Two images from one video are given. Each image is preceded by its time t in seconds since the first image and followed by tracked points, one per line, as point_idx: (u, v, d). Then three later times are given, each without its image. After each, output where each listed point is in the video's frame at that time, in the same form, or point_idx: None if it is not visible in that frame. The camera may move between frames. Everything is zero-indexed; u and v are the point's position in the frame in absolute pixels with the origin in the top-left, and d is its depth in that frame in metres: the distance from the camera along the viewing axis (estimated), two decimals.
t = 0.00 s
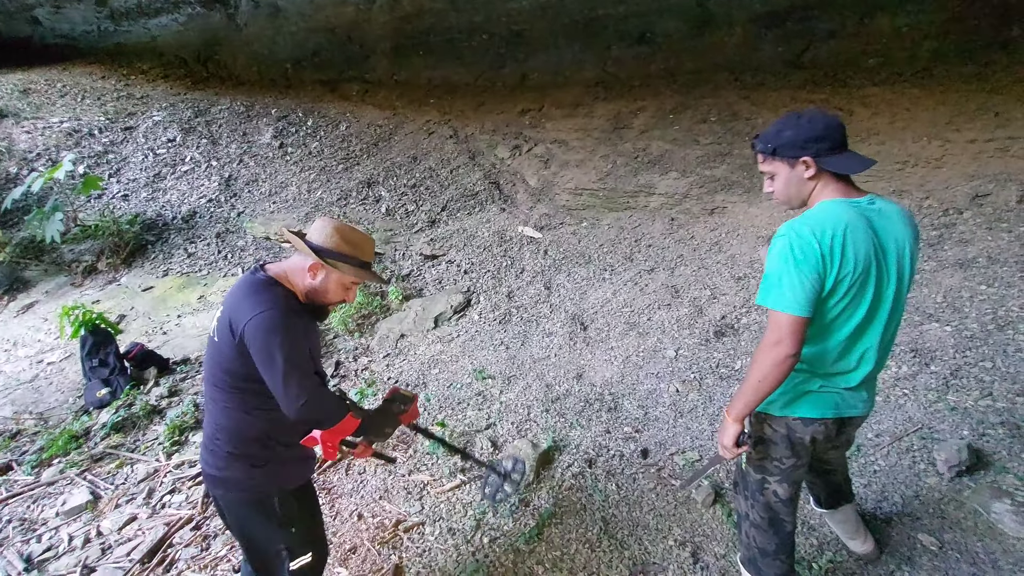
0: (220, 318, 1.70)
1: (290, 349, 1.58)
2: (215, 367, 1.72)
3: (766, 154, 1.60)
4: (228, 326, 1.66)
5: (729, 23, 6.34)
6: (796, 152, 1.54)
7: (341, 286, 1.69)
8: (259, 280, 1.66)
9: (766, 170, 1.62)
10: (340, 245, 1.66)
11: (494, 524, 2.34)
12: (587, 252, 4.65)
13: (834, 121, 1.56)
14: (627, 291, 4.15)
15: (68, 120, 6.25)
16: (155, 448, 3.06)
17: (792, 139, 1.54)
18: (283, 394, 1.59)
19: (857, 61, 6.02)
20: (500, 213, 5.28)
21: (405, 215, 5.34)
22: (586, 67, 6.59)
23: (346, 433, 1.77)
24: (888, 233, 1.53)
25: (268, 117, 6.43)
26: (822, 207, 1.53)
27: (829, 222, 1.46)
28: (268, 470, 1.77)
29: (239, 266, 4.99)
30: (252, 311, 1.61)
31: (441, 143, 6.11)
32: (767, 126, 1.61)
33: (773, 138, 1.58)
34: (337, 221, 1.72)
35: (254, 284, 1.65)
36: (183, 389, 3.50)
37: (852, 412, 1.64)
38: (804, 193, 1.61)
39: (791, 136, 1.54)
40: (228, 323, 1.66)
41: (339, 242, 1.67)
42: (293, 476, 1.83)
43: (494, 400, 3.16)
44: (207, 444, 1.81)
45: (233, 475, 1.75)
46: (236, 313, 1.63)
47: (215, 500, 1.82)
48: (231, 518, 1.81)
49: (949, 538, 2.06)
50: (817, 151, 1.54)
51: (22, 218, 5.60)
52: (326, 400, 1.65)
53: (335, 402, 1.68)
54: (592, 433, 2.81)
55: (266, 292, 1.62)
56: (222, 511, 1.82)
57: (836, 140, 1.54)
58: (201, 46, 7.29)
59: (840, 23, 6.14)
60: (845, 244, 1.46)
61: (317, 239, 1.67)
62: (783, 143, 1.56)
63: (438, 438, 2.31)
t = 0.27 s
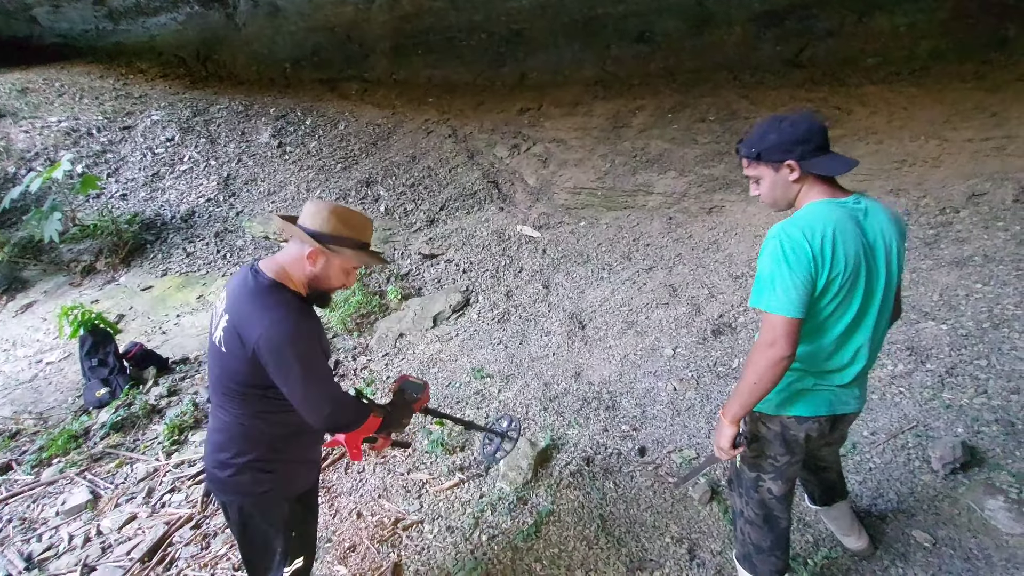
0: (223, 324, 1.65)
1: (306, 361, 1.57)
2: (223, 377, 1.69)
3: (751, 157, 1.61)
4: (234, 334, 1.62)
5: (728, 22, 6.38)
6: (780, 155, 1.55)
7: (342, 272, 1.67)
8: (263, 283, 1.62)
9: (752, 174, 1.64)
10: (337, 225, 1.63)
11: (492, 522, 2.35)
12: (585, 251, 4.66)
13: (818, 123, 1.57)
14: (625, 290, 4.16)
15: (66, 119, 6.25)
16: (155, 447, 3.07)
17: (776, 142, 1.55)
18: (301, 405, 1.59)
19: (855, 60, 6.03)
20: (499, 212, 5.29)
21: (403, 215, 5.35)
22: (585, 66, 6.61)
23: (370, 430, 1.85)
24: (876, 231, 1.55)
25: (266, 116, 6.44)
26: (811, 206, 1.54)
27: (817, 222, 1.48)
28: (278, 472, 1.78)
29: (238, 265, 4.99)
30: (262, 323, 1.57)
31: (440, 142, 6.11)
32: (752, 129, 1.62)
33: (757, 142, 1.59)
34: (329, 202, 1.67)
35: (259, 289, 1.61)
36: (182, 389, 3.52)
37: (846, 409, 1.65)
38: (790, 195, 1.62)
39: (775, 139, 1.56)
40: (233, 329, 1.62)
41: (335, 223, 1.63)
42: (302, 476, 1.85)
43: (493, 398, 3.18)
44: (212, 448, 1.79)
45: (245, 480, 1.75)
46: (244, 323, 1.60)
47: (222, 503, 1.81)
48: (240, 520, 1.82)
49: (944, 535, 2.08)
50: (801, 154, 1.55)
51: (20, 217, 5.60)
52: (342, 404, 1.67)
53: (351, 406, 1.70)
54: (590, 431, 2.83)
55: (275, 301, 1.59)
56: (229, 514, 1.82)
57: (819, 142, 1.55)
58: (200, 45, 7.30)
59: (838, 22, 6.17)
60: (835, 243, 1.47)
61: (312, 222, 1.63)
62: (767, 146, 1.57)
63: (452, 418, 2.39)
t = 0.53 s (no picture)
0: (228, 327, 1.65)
1: (311, 368, 1.57)
2: (229, 382, 1.69)
3: (731, 163, 1.64)
4: (238, 337, 1.62)
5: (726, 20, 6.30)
6: (755, 159, 1.58)
7: (339, 264, 1.67)
8: (261, 286, 1.62)
9: (735, 179, 1.67)
10: (332, 221, 1.63)
11: (489, 520, 2.36)
12: (583, 249, 4.67)
13: (795, 126, 1.58)
14: (622, 288, 4.17)
15: (62, 118, 6.23)
16: (153, 446, 3.08)
17: (751, 147, 1.58)
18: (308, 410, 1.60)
19: (852, 58, 6.03)
20: (497, 211, 5.29)
21: (401, 213, 5.35)
22: (582, 63, 6.60)
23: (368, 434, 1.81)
24: (858, 231, 1.56)
25: (263, 114, 6.43)
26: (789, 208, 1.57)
27: (794, 223, 1.50)
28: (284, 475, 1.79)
29: (235, 264, 4.99)
30: (267, 330, 1.57)
31: (438, 140, 6.11)
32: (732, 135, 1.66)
33: (736, 147, 1.62)
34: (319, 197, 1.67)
35: (260, 292, 1.61)
36: (180, 388, 3.53)
37: (835, 407, 1.67)
38: (772, 198, 1.64)
39: (751, 144, 1.58)
40: (237, 333, 1.62)
41: (329, 219, 1.64)
42: (308, 479, 1.85)
43: (491, 397, 3.18)
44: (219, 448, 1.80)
45: (251, 483, 1.76)
46: (248, 330, 1.59)
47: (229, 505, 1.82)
48: (245, 522, 1.83)
49: (937, 531, 2.09)
50: (776, 157, 1.56)
51: (17, 216, 5.59)
52: (345, 410, 1.67)
53: (355, 411, 1.69)
54: (587, 429, 2.84)
55: (277, 307, 1.58)
56: (236, 517, 1.83)
57: (795, 144, 1.56)
58: (197, 43, 7.29)
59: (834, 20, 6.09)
60: (812, 244, 1.49)
61: (305, 219, 1.62)
62: (744, 151, 1.60)
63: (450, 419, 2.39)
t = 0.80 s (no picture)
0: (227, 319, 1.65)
1: (307, 363, 1.58)
2: (227, 375, 1.69)
3: (713, 158, 1.68)
4: (238, 331, 1.62)
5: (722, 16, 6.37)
6: (733, 153, 1.61)
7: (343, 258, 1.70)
8: (257, 279, 1.62)
9: (720, 173, 1.71)
10: (330, 214, 1.64)
11: (484, 513, 2.37)
12: (579, 245, 4.68)
13: (773, 118, 1.60)
14: (618, 283, 4.18)
15: (56, 114, 6.20)
16: (149, 442, 3.08)
17: (729, 141, 1.61)
18: (302, 406, 1.60)
19: (847, 53, 6.04)
20: (493, 206, 5.30)
21: (397, 209, 5.35)
22: (579, 59, 6.61)
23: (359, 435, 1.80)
24: (836, 221, 1.57)
25: (259, 110, 6.41)
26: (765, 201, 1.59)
27: (768, 216, 1.52)
28: (280, 471, 1.79)
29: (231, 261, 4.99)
30: (266, 324, 1.57)
31: (434, 136, 6.11)
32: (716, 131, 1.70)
33: (716, 143, 1.66)
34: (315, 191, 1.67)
35: (259, 284, 1.61)
36: (177, 384, 3.53)
37: (823, 397, 1.68)
38: (754, 190, 1.66)
39: (729, 139, 1.61)
40: (237, 327, 1.62)
41: (326, 211, 1.64)
42: (302, 477, 1.85)
43: (487, 392, 3.19)
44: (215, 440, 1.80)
45: (247, 477, 1.76)
46: (245, 323, 1.60)
47: (222, 498, 1.82)
48: (238, 515, 1.83)
49: (927, 521, 2.11)
50: (752, 150, 1.59)
51: (11, 213, 5.57)
52: (342, 404, 1.67)
53: (348, 407, 1.69)
54: (582, 423, 2.85)
55: (275, 299, 1.59)
56: (231, 510, 1.83)
57: (771, 136, 1.58)
58: (192, 38, 7.27)
59: (831, 16, 6.15)
60: (785, 235, 1.51)
61: (305, 213, 1.63)
62: (722, 146, 1.64)
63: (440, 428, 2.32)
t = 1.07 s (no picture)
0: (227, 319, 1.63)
1: (306, 361, 1.57)
2: (230, 371, 1.68)
3: (710, 152, 1.65)
4: (239, 332, 1.61)
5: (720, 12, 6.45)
6: (736, 147, 1.59)
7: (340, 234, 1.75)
8: (261, 277, 1.61)
9: (715, 168, 1.67)
10: (305, 211, 1.59)
11: (482, 510, 2.37)
12: (576, 242, 4.68)
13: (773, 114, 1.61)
14: (616, 280, 4.18)
15: (50, 111, 6.16)
16: (145, 441, 3.08)
17: (732, 135, 1.59)
18: (297, 405, 1.59)
19: (844, 49, 6.05)
20: (490, 203, 5.29)
21: (394, 206, 5.34)
22: (576, 55, 6.60)
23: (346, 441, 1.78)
24: (836, 217, 1.57)
25: (254, 107, 6.39)
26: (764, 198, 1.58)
27: (768, 214, 1.52)
28: (282, 473, 1.77)
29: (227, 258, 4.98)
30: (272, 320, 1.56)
31: (431, 133, 6.09)
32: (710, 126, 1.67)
33: (715, 136, 1.63)
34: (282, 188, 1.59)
35: (260, 283, 1.60)
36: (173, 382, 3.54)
37: (824, 396, 1.68)
38: (752, 185, 1.64)
39: (732, 132, 1.59)
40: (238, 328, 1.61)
41: (299, 209, 1.59)
42: (306, 477, 1.83)
43: (485, 389, 3.19)
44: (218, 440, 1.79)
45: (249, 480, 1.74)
46: (250, 319, 1.59)
47: (226, 498, 1.81)
48: (241, 516, 1.82)
49: (924, 517, 2.12)
50: (756, 144, 1.58)
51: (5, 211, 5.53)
52: (335, 407, 1.67)
53: (338, 411, 1.69)
54: (580, 420, 2.85)
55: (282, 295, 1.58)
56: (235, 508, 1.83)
57: (773, 132, 1.58)
58: (187, 35, 7.25)
59: (828, 11, 6.22)
60: (785, 233, 1.51)
61: (279, 215, 1.58)
62: (723, 139, 1.61)
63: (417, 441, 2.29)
